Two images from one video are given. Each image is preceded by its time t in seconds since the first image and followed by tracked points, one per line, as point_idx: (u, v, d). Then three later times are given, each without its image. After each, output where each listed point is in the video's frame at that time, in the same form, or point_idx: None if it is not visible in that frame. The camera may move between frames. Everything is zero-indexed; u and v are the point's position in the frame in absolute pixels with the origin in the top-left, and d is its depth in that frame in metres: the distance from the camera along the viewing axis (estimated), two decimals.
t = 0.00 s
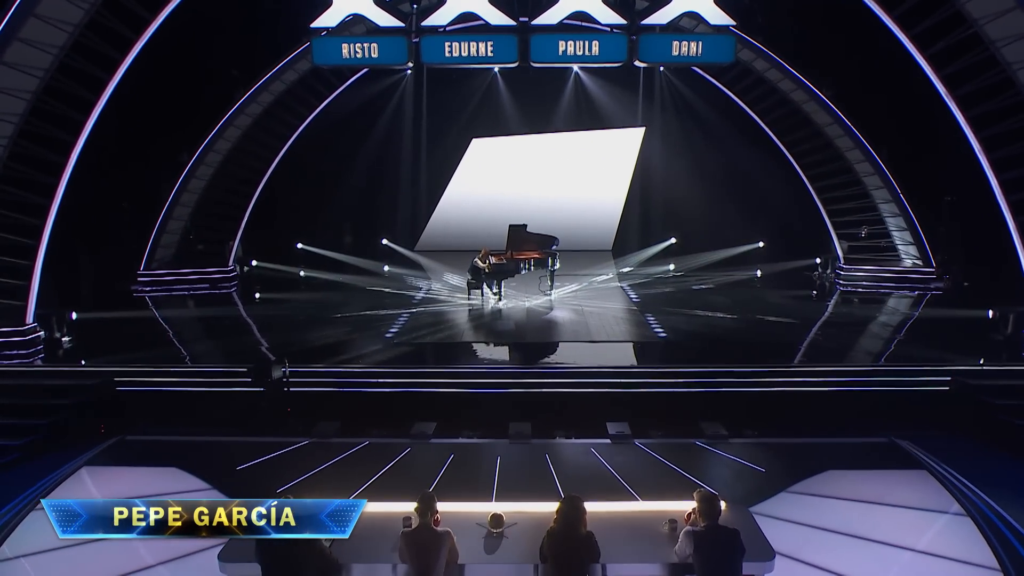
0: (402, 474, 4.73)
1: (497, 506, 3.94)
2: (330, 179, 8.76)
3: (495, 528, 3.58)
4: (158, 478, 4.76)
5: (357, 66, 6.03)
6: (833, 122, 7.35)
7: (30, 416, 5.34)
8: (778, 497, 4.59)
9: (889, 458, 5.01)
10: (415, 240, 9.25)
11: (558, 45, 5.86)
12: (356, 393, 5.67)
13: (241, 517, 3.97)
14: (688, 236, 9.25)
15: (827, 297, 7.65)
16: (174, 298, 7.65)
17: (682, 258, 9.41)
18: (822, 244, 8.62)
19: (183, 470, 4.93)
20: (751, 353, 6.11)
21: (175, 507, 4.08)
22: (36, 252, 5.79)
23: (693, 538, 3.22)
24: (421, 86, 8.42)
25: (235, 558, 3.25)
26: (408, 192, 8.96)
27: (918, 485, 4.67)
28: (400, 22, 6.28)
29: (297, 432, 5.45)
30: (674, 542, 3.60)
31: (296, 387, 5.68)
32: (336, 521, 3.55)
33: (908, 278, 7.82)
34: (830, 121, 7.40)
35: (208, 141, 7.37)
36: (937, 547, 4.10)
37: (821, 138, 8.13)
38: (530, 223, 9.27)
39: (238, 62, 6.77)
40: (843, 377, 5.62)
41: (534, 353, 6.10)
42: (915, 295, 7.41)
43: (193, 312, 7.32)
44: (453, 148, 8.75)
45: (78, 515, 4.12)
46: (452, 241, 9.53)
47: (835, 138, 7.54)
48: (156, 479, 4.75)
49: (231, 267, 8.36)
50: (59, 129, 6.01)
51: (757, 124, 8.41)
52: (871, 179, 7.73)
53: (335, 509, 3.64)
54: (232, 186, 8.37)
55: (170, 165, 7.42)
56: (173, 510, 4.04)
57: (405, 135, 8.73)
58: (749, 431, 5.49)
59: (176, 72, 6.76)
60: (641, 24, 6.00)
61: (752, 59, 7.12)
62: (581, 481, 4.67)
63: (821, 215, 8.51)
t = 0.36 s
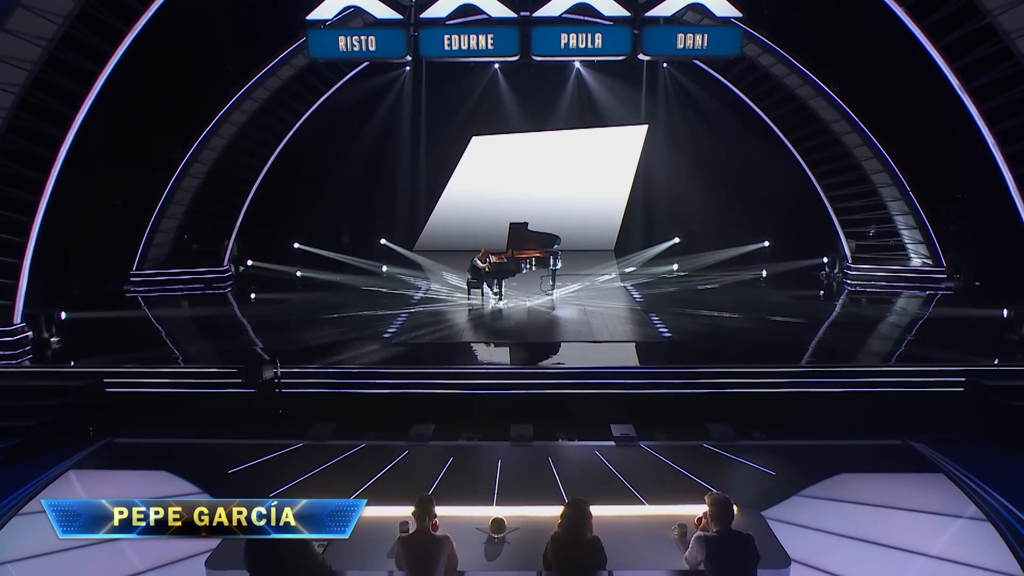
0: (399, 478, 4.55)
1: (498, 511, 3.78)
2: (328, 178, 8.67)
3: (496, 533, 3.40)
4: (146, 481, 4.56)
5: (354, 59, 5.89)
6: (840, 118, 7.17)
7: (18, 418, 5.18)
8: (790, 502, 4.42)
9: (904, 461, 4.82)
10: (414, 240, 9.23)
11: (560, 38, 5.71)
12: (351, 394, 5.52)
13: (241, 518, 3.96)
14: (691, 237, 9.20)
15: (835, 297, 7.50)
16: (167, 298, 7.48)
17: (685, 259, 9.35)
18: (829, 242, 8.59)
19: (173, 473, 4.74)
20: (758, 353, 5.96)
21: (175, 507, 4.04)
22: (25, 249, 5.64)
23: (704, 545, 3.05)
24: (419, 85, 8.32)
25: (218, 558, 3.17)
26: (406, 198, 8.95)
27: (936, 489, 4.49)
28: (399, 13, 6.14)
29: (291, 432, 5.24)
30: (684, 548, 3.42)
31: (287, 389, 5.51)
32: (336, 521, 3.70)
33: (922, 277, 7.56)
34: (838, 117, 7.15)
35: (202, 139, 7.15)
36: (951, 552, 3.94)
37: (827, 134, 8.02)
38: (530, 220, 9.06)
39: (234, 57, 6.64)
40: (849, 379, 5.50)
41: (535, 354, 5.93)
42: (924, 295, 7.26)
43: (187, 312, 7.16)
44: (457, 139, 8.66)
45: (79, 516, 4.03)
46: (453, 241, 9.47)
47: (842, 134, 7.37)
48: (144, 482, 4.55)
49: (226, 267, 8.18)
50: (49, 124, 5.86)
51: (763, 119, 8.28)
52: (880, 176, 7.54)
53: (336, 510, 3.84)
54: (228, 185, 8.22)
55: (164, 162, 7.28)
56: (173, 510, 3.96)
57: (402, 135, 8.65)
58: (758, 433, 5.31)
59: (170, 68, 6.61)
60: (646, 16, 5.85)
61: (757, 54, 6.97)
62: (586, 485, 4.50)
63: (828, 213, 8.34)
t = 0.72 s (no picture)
0: (395, 482, 4.36)
1: (500, 516, 3.60)
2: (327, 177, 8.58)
3: (497, 540, 3.22)
4: (133, 484, 4.37)
5: (351, 53, 5.75)
6: (848, 114, 7.03)
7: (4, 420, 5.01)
8: (808, 509, 4.20)
9: (920, 466, 4.63)
10: (412, 240, 9.10)
11: (562, 31, 5.57)
12: (347, 395, 5.34)
13: (242, 518, 4.02)
14: (697, 235, 9.16)
15: (843, 297, 7.36)
16: (160, 299, 7.31)
17: (691, 258, 9.31)
18: (840, 242, 8.41)
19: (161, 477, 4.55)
20: (766, 353, 5.81)
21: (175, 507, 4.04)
22: (12, 246, 5.48)
23: (716, 551, 2.88)
24: (418, 80, 8.23)
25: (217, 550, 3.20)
26: (405, 197, 8.80)
27: (954, 493, 4.30)
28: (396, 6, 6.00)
29: (284, 435, 5.04)
30: (695, 556, 3.21)
31: (279, 390, 5.36)
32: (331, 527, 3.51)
33: (937, 276, 7.42)
34: (845, 113, 7.05)
35: (197, 135, 7.04)
36: (967, 559, 3.72)
37: (835, 131, 7.89)
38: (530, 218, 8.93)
39: (229, 51, 6.51)
40: (859, 380, 5.35)
41: (539, 355, 5.77)
42: (933, 295, 7.12)
43: (180, 312, 7.00)
44: (460, 133, 8.56)
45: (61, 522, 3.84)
46: (453, 240, 9.38)
47: (850, 131, 7.22)
48: (131, 484, 4.37)
49: (220, 267, 8.06)
50: (38, 118, 5.72)
51: (769, 116, 8.21)
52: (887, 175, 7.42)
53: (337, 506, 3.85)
54: (223, 183, 8.07)
55: (158, 159, 7.14)
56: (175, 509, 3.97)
57: (401, 134, 8.59)
58: (768, 436, 5.11)
59: (164, 62, 6.48)
60: (650, 8, 5.72)
61: (762, 49, 6.87)
62: (590, 489, 4.31)
63: (836, 212, 8.19)
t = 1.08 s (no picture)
0: (392, 486, 4.19)
1: (502, 522, 3.43)
2: (326, 175, 8.48)
3: (500, 546, 3.07)
4: (118, 487, 4.20)
5: (349, 45, 5.60)
6: (857, 110, 6.79)
7: None
8: (825, 515, 4.01)
9: (936, 469, 4.44)
10: (412, 240, 9.09)
11: (566, 23, 5.41)
12: (342, 396, 5.17)
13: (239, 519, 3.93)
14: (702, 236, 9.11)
15: (852, 297, 7.21)
16: (154, 300, 7.14)
17: (696, 257, 9.22)
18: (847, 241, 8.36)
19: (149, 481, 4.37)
20: (774, 354, 5.64)
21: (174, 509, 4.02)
22: None
23: (732, 559, 2.69)
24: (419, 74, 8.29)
25: (213, 547, 3.15)
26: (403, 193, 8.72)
27: (976, 499, 4.11)
28: None
29: (277, 437, 4.86)
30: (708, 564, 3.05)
31: (269, 393, 5.17)
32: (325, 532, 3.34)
33: (953, 275, 7.19)
34: (855, 109, 6.79)
35: (191, 131, 6.80)
36: (986, 566, 3.54)
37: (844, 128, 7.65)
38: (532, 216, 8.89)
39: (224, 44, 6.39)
40: (871, 381, 5.18)
41: (542, 356, 5.59)
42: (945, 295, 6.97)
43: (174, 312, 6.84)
44: (453, 132, 8.66)
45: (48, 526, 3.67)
46: (450, 241, 9.40)
47: (859, 128, 6.96)
48: (116, 487, 4.19)
49: (216, 266, 7.83)
50: (28, 112, 5.57)
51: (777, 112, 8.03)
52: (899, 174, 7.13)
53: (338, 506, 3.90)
54: (219, 181, 7.93)
55: (152, 156, 6.99)
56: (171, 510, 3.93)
57: (401, 127, 8.57)
58: (777, 438, 4.93)
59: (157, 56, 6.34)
60: None
61: (770, 43, 6.64)
62: (597, 493, 4.14)
63: (846, 210, 8.00)
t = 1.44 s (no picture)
0: (388, 491, 4.01)
1: (505, 528, 3.26)
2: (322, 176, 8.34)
3: (503, 554, 2.89)
4: (102, 493, 4.03)
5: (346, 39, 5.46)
6: (866, 106, 6.75)
7: None
8: (841, 521, 3.82)
9: (955, 473, 4.26)
10: (412, 240, 9.03)
11: (569, 16, 5.30)
12: (338, 399, 5.01)
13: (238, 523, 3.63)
14: (708, 232, 8.98)
15: (861, 297, 7.08)
16: (147, 301, 6.99)
17: (702, 257, 9.12)
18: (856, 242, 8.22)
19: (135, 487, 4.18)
20: (784, 355, 5.48)
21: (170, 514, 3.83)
22: None
23: (749, 567, 2.51)
24: (418, 70, 8.19)
25: (196, 553, 2.97)
26: (403, 194, 8.64)
27: (999, 506, 3.92)
28: None
29: (269, 441, 4.69)
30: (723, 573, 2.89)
31: (260, 395, 5.01)
32: (317, 541, 3.17)
33: (963, 273, 7.06)
34: (864, 106, 6.75)
35: (186, 129, 6.72)
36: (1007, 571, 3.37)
37: (852, 124, 7.61)
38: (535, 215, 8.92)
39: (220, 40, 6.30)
40: (882, 382, 5.04)
41: (544, 357, 5.41)
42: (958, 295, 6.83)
43: (168, 314, 6.68)
44: (452, 131, 8.55)
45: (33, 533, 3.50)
46: (447, 242, 9.47)
47: (868, 124, 6.94)
48: (99, 493, 4.01)
49: (213, 267, 7.69)
50: (17, 106, 5.44)
51: (784, 109, 7.99)
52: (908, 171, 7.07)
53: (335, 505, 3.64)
54: (215, 181, 7.79)
55: (146, 154, 6.86)
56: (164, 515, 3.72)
57: (400, 124, 8.44)
58: (787, 442, 4.76)
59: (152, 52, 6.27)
60: None
61: (777, 39, 6.60)
62: (603, 499, 3.96)
63: (855, 209, 7.90)
